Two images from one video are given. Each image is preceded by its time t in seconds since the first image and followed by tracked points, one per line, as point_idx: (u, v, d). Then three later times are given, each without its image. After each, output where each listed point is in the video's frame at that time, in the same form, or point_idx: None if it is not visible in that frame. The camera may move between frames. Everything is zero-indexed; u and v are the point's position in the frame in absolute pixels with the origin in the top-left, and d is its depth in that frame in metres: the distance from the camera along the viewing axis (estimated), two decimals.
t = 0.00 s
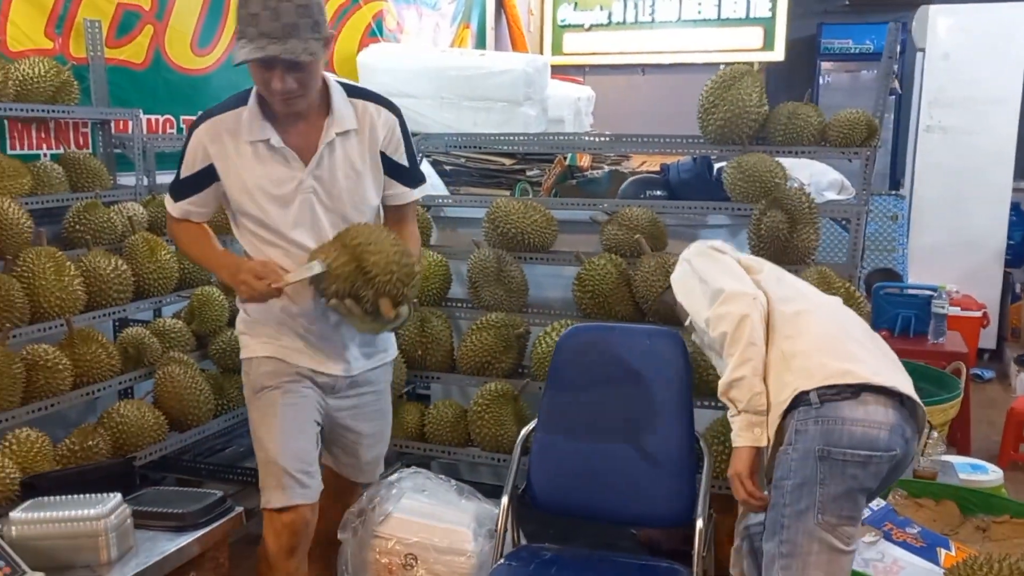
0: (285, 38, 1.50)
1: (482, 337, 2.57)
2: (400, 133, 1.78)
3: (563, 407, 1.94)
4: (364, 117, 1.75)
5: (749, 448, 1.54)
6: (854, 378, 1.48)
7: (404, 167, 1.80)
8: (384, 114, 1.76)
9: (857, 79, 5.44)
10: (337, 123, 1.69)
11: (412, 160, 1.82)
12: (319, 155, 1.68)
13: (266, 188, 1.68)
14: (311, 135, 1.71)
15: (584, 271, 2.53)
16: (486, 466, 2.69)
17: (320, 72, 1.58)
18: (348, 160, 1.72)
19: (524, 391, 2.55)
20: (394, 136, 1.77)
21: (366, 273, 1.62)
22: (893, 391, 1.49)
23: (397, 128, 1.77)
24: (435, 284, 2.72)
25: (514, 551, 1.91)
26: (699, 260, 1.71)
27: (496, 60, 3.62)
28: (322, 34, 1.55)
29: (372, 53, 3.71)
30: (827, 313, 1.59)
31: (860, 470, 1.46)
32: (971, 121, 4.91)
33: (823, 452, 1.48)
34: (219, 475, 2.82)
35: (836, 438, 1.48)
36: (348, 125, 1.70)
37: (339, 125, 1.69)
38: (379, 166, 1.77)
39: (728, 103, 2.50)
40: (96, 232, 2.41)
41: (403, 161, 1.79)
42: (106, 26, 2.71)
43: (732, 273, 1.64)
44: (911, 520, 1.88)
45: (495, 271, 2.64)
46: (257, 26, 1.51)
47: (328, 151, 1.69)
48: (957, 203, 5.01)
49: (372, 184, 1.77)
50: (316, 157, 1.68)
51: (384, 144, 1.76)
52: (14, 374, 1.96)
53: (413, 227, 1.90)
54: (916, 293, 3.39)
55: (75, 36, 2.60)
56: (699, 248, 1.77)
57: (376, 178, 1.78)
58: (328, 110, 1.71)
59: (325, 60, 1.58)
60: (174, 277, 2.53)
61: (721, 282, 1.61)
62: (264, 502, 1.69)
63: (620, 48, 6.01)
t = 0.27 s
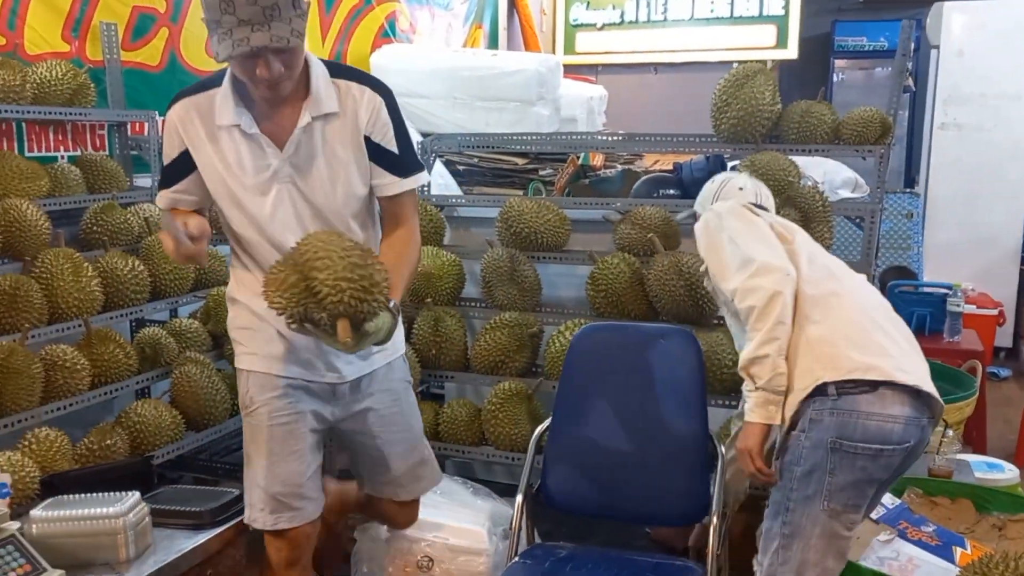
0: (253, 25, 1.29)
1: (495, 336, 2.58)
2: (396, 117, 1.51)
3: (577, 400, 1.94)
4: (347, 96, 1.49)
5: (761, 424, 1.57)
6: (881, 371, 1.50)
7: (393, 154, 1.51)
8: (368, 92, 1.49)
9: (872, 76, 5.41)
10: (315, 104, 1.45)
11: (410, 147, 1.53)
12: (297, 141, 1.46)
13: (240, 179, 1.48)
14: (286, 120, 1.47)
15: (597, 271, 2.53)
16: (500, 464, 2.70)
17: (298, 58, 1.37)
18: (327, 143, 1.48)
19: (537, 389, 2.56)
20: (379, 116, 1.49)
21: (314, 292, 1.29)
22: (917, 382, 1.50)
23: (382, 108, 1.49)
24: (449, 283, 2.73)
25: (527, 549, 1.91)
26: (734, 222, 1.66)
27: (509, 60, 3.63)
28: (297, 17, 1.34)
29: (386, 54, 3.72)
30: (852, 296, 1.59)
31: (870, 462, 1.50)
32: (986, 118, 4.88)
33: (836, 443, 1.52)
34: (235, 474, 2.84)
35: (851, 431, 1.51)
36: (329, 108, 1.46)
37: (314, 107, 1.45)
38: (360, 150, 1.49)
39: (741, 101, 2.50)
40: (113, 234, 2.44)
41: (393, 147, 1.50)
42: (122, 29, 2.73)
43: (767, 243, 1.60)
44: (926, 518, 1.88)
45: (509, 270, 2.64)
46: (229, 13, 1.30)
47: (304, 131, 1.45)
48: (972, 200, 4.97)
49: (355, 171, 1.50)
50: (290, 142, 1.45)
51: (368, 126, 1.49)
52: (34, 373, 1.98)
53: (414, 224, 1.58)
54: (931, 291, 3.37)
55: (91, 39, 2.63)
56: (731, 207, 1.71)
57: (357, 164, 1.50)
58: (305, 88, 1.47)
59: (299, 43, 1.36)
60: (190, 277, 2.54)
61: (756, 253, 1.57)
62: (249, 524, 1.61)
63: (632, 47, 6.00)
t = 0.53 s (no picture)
0: None
1: (501, 338, 2.59)
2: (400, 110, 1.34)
3: (583, 403, 1.95)
4: (342, 86, 1.32)
5: (775, 427, 1.57)
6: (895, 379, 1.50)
7: (394, 154, 1.32)
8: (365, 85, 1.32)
9: (876, 76, 5.41)
10: (309, 90, 1.29)
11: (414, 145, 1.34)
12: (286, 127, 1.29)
13: (230, 171, 1.33)
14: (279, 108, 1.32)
15: (602, 272, 2.54)
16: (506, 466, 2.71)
17: (283, 33, 1.21)
18: (318, 134, 1.31)
19: (543, 391, 2.57)
20: (377, 110, 1.32)
21: (271, 306, 1.15)
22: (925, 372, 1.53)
23: (381, 103, 1.32)
24: (455, 286, 2.74)
25: (533, 550, 1.92)
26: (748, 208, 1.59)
27: (513, 62, 3.64)
28: None
29: (391, 57, 3.74)
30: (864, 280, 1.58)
31: (877, 466, 1.53)
32: (992, 118, 4.87)
33: (844, 448, 1.53)
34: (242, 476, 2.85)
35: (859, 438, 1.53)
36: (323, 97, 1.30)
37: (305, 95, 1.29)
38: (353, 145, 1.31)
39: (746, 103, 2.51)
40: (119, 237, 2.46)
41: (392, 146, 1.32)
42: (128, 34, 2.75)
43: (785, 234, 1.55)
44: (933, 518, 1.88)
45: (514, 271, 2.65)
46: None
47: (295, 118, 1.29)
48: (977, 200, 4.97)
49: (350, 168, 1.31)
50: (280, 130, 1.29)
51: (366, 122, 1.31)
52: (42, 376, 2.00)
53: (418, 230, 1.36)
54: (936, 291, 3.37)
55: (98, 44, 2.65)
56: (745, 184, 1.63)
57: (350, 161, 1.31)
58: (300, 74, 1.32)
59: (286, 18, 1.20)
60: (197, 280, 2.56)
61: (775, 247, 1.53)
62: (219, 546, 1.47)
63: (637, 48, 6.01)
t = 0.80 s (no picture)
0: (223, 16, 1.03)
1: (506, 342, 2.59)
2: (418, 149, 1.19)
3: (591, 409, 1.95)
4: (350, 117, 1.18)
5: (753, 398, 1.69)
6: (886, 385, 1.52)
7: (408, 196, 1.17)
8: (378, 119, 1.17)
9: (881, 78, 5.40)
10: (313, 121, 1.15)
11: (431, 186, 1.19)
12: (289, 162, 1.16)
13: (229, 204, 1.21)
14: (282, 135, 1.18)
15: (607, 276, 2.54)
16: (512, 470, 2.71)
17: (284, 56, 1.08)
18: (325, 170, 1.17)
19: (549, 395, 2.57)
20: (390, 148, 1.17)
21: (266, 399, 0.95)
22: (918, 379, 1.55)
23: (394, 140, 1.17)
24: (460, 290, 2.75)
25: (538, 554, 1.92)
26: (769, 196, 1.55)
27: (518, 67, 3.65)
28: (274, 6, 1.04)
29: (396, 62, 3.75)
30: (876, 277, 1.56)
31: (866, 464, 1.54)
32: (997, 119, 4.87)
33: (834, 444, 1.54)
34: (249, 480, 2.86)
35: (847, 434, 1.53)
36: (330, 132, 1.15)
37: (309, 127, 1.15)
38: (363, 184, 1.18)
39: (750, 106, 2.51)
40: (127, 242, 2.48)
41: (408, 188, 1.17)
42: (135, 40, 2.77)
43: (803, 239, 1.51)
44: (938, 521, 1.87)
45: (519, 275, 2.66)
46: None
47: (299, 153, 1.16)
48: (983, 201, 4.96)
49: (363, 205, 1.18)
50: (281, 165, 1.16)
51: (377, 161, 1.17)
52: (50, 381, 2.01)
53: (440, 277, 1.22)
54: (942, 294, 3.36)
55: (105, 51, 2.66)
56: (774, 164, 1.57)
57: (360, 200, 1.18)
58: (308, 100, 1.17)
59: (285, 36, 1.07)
60: (204, 286, 2.57)
61: (791, 250, 1.51)
62: None
63: (641, 51, 6.03)
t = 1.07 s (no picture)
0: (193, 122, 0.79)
1: (510, 343, 2.59)
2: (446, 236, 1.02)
3: (591, 410, 1.95)
4: (367, 202, 1.02)
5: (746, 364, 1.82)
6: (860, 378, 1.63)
7: (436, 298, 1.01)
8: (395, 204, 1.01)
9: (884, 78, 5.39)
10: (327, 210, 1.00)
11: (462, 283, 1.02)
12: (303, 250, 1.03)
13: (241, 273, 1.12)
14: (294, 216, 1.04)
15: (611, 277, 2.54)
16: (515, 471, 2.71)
17: (287, 156, 0.87)
18: (344, 255, 1.04)
19: (552, 396, 2.58)
20: (412, 243, 1.00)
21: None
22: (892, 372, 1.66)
23: (417, 234, 1.00)
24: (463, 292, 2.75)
25: (542, 555, 1.92)
26: (774, 191, 1.61)
27: (521, 67, 3.63)
28: (269, 108, 0.82)
29: (399, 63, 3.76)
30: (862, 282, 1.65)
31: (841, 440, 1.67)
32: (1000, 119, 4.86)
33: (808, 425, 1.67)
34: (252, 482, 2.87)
35: (819, 416, 1.66)
36: (343, 218, 1.01)
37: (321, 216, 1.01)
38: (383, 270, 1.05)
39: (754, 107, 2.52)
40: (131, 244, 2.48)
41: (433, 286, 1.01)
42: (138, 43, 2.77)
43: (806, 243, 1.58)
44: (943, 522, 1.87)
45: (521, 277, 2.67)
46: (166, 94, 0.80)
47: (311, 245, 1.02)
48: (986, 201, 4.95)
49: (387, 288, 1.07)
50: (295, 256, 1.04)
51: (399, 254, 1.02)
52: (54, 383, 2.00)
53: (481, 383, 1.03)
54: (945, 294, 3.36)
55: (108, 53, 2.66)
56: (790, 158, 1.61)
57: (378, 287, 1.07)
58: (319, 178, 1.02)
59: (289, 134, 0.86)
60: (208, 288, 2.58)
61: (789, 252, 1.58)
62: None
63: (643, 52, 6.03)
